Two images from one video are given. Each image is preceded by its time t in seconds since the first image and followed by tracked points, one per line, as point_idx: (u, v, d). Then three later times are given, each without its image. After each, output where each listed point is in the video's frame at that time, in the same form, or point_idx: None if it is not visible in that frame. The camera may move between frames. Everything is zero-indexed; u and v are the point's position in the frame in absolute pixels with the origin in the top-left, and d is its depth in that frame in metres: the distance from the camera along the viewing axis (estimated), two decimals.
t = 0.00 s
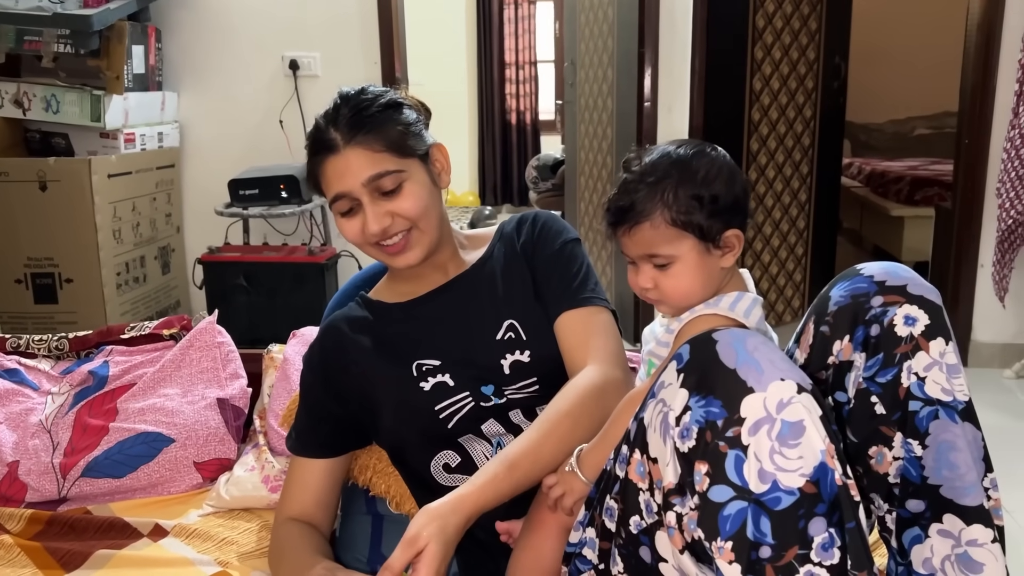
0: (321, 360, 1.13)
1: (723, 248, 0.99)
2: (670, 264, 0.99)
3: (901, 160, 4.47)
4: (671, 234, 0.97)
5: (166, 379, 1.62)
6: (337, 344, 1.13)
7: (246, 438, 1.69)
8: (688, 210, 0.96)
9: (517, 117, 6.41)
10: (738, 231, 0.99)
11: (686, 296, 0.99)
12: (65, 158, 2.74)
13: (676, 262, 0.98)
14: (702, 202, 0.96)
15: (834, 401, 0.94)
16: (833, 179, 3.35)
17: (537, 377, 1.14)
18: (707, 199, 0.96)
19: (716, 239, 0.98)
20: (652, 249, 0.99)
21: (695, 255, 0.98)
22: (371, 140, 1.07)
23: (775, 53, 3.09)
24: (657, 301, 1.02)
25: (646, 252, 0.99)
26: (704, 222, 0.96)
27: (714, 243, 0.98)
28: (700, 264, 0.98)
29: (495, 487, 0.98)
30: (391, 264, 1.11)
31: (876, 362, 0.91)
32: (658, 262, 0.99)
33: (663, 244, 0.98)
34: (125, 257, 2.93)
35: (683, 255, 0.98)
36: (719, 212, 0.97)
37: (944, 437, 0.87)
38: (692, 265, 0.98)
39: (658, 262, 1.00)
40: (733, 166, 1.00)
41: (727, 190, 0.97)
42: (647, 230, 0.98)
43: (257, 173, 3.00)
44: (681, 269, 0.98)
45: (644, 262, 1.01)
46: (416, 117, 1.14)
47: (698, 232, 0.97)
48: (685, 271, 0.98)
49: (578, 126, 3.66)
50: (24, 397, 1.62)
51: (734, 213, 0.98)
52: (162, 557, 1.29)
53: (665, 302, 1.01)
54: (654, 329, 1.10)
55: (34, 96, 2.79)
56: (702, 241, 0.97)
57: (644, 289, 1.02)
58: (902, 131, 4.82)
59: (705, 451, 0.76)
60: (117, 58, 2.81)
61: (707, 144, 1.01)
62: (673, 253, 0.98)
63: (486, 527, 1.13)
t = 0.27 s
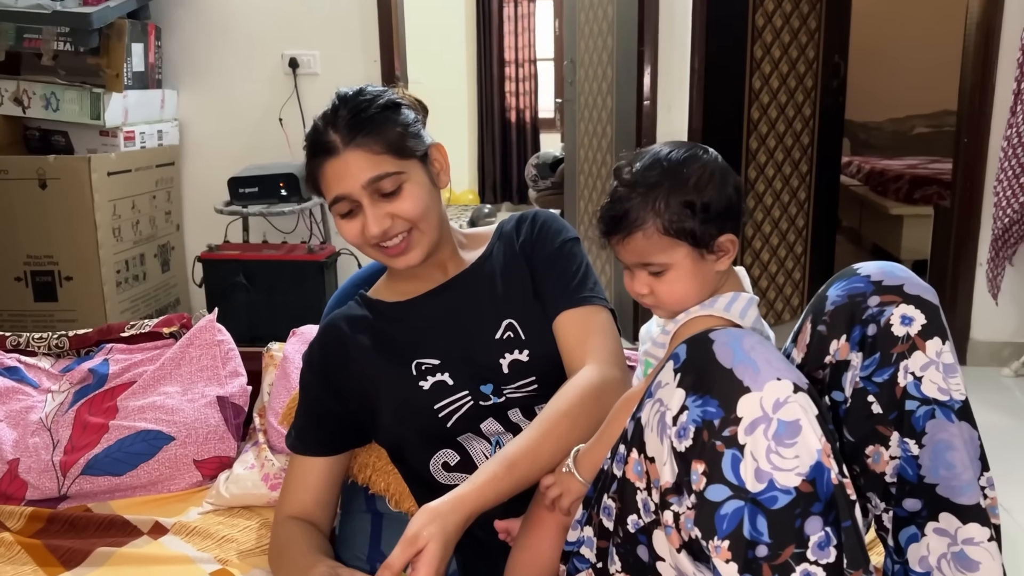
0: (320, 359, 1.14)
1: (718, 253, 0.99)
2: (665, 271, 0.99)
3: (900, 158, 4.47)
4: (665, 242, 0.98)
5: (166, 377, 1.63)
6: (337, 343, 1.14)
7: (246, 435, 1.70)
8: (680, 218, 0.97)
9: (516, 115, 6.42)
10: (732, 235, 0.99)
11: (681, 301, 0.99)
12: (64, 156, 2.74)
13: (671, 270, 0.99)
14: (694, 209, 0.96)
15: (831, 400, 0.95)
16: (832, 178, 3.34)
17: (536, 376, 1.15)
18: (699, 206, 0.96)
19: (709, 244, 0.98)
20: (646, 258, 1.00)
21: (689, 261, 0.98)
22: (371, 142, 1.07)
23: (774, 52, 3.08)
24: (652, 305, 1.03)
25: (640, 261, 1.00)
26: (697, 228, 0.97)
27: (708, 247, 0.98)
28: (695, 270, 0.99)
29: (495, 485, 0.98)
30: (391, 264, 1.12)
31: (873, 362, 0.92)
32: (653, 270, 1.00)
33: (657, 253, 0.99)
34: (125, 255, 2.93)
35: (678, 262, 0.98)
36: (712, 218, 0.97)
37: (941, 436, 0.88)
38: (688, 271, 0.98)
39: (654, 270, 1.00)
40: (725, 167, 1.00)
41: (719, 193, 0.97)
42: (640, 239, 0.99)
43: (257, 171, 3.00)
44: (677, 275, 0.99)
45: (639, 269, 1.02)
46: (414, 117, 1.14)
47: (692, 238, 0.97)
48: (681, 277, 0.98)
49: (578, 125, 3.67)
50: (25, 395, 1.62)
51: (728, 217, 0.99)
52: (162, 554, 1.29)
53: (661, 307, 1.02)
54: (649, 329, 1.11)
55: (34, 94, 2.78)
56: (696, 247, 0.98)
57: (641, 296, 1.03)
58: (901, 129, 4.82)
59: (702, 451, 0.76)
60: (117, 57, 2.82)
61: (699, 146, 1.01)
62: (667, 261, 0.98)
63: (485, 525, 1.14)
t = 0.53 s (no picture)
0: (322, 352, 1.14)
1: (718, 252, 1.00)
2: (666, 272, 0.99)
3: (902, 155, 4.47)
4: (667, 244, 0.98)
5: (168, 370, 1.64)
6: (339, 336, 1.14)
7: (248, 429, 1.70)
8: (681, 219, 0.97)
9: (518, 112, 6.41)
10: (732, 234, 1.00)
11: (682, 301, 1.00)
12: (65, 151, 2.74)
13: (673, 271, 0.99)
14: (696, 210, 0.96)
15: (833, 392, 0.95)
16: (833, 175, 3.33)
17: (538, 370, 1.15)
18: (700, 207, 0.96)
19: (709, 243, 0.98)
20: (648, 260, 1.00)
21: (691, 262, 0.98)
22: (374, 141, 1.06)
23: (776, 48, 3.08)
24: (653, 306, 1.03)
25: (641, 263, 1.00)
26: (699, 229, 0.97)
27: (709, 248, 0.98)
28: (696, 270, 0.99)
29: (497, 478, 0.98)
30: (395, 261, 1.12)
31: (875, 354, 0.92)
32: (654, 271, 1.00)
33: (658, 255, 0.98)
34: (126, 251, 2.93)
35: (680, 263, 0.98)
36: (713, 218, 0.98)
37: (942, 429, 0.88)
38: (689, 272, 0.99)
39: (655, 271, 1.00)
40: (722, 165, 1.00)
41: (719, 192, 0.97)
42: (642, 242, 0.99)
43: (258, 167, 3.00)
44: (678, 276, 0.99)
45: (639, 271, 1.01)
46: (417, 113, 1.14)
47: (694, 239, 0.97)
48: (683, 278, 0.99)
49: (579, 120, 3.67)
50: (27, 388, 1.62)
51: (728, 217, 0.99)
52: (165, 547, 1.30)
53: (661, 307, 1.02)
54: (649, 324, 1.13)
55: (35, 89, 2.79)
56: (697, 247, 0.98)
57: (642, 297, 1.03)
58: (903, 126, 4.81)
59: (704, 442, 0.76)
60: (118, 51, 2.81)
61: (696, 145, 1.00)
62: (668, 263, 0.99)
63: (486, 518, 1.14)
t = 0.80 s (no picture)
0: (330, 347, 1.14)
1: (711, 250, 0.98)
2: (661, 276, 0.98)
3: (906, 152, 4.46)
4: (658, 248, 0.96)
5: (174, 365, 1.64)
6: (346, 331, 1.14)
7: (255, 424, 1.71)
8: (669, 222, 0.95)
9: (522, 108, 6.41)
10: (724, 231, 0.98)
11: (680, 302, 0.98)
12: (71, 147, 2.75)
13: (667, 274, 0.98)
14: (683, 213, 0.95)
15: (838, 388, 0.95)
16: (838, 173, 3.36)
17: (546, 365, 1.15)
18: (687, 210, 0.95)
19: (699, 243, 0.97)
20: (641, 266, 0.98)
21: (684, 264, 0.97)
22: (384, 140, 1.06)
23: (781, 44, 3.06)
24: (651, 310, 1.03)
25: (635, 269, 0.99)
26: (689, 231, 0.96)
27: (700, 248, 0.97)
28: (690, 272, 0.98)
29: (509, 472, 0.99)
30: (403, 257, 1.12)
31: (881, 350, 0.92)
32: (649, 276, 0.99)
33: (651, 260, 0.97)
34: (131, 246, 2.94)
35: (673, 266, 0.97)
36: (702, 219, 0.96)
37: (949, 424, 0.88)
38: (684, 275, 0.98)
39: (649, 276, 0.99)
40: (706, 164, 0.99)
41: (705, 192, 0.96)
42: (632, 249, 0.97)
43: (263, 162, 3.00)
44: (674, 279, 0.98)
45: (634, 277, 1.00)
46: (427, 110, 1.14)
47: (684, 242, 0.96)
48: (680, 281, 0.98)
49: (584, 116, 3.68)
50: (34, 382, 1.63)
51: (717, 215, 0.98)
52: (172, 541, 1.30)
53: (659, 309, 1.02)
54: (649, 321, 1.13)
55: (41, 85, 2.80)
56: (689, 248, 0.97)
57: (639, 301, 1.02)
58: (908, 123, 4.79)
59: (711, 436, 0.77)
60: (123, 47, 2.81)
61: (677, 145, 0.99)
62: (662, 266, 0.97)
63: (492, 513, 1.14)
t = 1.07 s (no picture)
0: (336, 340, 1.15)
1: (721, 248, 0.98)
2: (670, 274, 0.98)
3: (912, 149, 4.45)
4: (668, 246, 0.96)
5: (181, 357, 1.65)
6: (352, 323, 1.15)
7: (261, 417, 1.71)
8: (679, 221, 0.95)
9: (527, 104, 6.41)
10: (734, 229, 0.98)
11: (687, 300, 0.98)
12: (78, 142, 2.76)
13: (677, 272, 0.97)
14: (693, 211, 0.95)
15: (843, 380, 0.95)
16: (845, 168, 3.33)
17: (550, 359, 1.16)
18: (697, 207, 0.95)
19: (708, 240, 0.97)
20: (650, 264, 0.98)
21: (694, 261, 0.97)
22: (392, 132, 1.06)
23: (788, 40, 3.05)
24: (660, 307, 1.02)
25: (644, 267, 0.99)
26: (699, 229, 0.95)
27: (711, 245, 0.97)
28: (700, 269, 0.98)
29: (516, 461, 0.99)
30: (408, 250, 1.13)
31: (886, 343, 0.92)
32: (658, 274, 0.99)
33: (661, 258, 0.97)
34: (138, 241, 2.95)
35: (683, 264, 0.97)
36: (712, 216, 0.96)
37: (954, 417, 0.88)
38: (693, 272, 0.97)
39: (658, 274, 0.99)
40: (716, 160, 0.98)
41: (716, 189, 0.96)
42: (642, 248, 0.97)
43: (269, 158, 3.01)
44: (683, 277, 0.98)
45: (643, 275, 1.01)
46: (434, 104, 1.14)
47: (694, 240, 0.96)
48: (688, 279, 0.97)
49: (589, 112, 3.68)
50: (42, 374, 1.65)
51: (727, 213, 0.97)
52: (179, 531, 1.31)
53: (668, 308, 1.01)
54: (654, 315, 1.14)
55: (48, 79, 2.81)
56: (699, 246, 0.96)
57: (646, 298, 1.02)
58: (914, 120, 4.77)
59: (715, 428, 0.77)
60: (130, 43, 2.82)
61: (686, 141, 0.99)
62: (672, 264, 0.97)
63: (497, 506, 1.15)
